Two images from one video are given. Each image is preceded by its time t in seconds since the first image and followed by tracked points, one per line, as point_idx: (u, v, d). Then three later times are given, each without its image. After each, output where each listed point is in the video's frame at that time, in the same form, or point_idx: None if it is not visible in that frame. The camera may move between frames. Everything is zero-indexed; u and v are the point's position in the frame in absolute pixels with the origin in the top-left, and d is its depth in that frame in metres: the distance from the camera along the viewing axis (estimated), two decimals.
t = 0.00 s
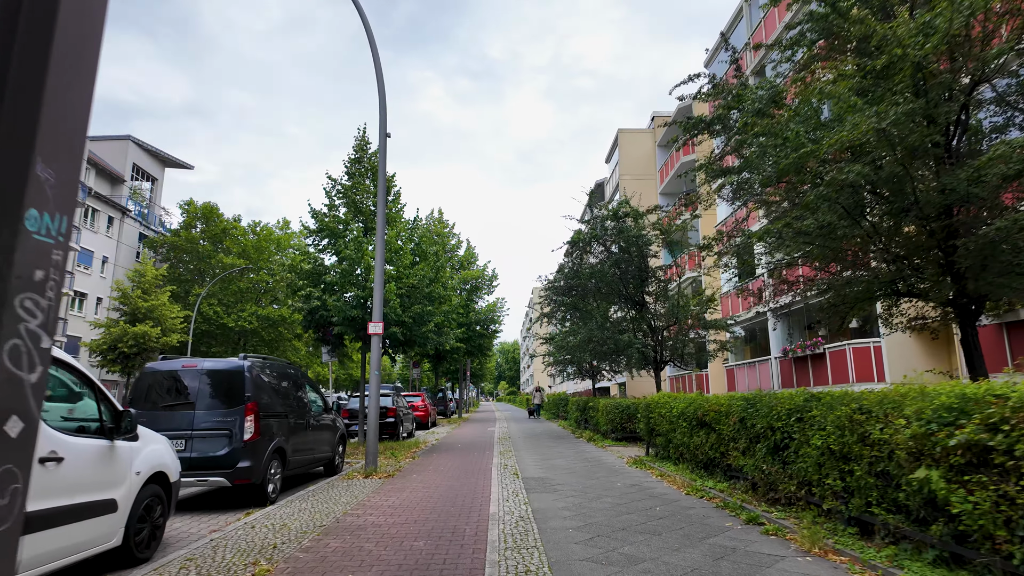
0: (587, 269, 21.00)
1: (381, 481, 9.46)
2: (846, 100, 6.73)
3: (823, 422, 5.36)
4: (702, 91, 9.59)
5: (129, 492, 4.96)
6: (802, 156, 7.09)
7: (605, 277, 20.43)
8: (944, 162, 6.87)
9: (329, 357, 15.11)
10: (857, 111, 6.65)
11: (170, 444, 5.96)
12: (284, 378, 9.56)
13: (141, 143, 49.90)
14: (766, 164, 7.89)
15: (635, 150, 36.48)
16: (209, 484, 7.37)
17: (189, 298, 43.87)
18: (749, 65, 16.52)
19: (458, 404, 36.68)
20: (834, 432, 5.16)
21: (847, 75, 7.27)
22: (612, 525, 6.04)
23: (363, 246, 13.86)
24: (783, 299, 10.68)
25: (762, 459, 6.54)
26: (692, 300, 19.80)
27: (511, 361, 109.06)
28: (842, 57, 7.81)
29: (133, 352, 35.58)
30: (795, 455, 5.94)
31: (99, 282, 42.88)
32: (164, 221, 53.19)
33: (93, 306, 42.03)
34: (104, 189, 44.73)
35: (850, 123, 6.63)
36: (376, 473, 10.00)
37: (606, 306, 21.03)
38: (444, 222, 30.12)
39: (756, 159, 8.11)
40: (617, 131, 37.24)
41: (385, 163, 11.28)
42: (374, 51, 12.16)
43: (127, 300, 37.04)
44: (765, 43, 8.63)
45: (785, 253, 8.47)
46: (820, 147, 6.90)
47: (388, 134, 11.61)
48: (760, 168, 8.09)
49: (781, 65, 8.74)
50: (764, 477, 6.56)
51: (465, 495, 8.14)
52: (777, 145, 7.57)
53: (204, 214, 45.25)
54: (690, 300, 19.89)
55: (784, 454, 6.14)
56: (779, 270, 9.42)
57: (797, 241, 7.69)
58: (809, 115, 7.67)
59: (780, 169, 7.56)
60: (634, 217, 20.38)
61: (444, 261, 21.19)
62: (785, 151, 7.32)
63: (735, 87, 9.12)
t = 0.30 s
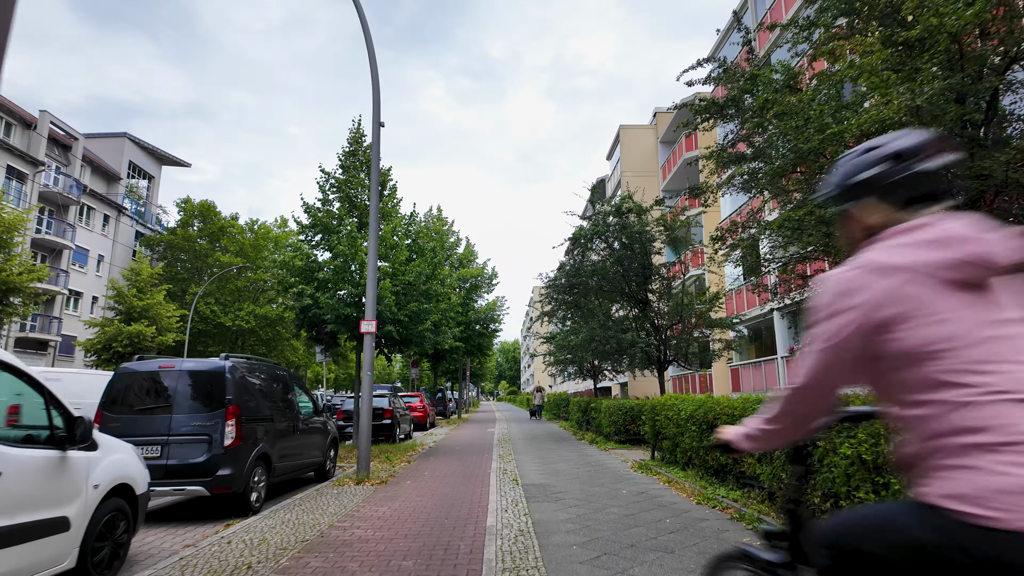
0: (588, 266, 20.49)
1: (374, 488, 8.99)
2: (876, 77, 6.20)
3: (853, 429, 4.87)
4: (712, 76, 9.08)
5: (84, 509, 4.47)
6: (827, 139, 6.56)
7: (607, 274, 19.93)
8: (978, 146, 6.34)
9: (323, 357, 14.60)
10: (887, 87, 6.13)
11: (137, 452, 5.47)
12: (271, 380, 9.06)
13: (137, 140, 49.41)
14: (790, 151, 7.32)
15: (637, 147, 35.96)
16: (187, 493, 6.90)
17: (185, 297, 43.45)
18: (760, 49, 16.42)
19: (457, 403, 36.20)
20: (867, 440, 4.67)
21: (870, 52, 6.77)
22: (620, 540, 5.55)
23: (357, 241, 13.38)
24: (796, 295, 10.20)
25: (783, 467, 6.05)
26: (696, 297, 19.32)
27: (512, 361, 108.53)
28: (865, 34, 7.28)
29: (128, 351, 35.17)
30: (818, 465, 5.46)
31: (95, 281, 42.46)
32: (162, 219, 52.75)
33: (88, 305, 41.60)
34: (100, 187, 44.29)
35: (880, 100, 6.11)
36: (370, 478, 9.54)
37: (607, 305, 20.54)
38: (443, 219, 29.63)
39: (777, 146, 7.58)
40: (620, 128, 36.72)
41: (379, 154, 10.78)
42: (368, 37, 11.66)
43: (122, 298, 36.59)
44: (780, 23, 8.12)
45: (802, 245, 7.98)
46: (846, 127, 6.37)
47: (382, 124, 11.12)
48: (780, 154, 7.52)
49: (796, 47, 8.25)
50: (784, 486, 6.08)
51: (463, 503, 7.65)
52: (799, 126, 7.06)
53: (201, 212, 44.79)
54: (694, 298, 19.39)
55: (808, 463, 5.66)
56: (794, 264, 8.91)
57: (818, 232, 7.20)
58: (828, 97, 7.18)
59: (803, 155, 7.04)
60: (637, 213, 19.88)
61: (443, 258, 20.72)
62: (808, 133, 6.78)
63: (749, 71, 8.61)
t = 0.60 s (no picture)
0: (589, 263, 20.05)
1: (367, 490, 8.53)
2: (909, 41, 5.82)
3: (887, 429, 4.42)
4: (720, 57, 8.65)
5: (34, 516, 4.01)
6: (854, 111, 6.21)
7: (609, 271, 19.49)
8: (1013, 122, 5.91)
9: (316, 355, 14.15)
10: (922, 54, 5.75)
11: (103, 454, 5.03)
12: (256, 377, 8.60)
13: (134, 138, 48.97)
14: (809, 128, 6.99)
15: (638, 142, 35.54)
16: (162, 497, 6.41)
17: (182, 295, 42.99)
18: (772, 28, 15.96)
19: (456, 403, 35.77)
20: (902, 439, 4.23)
21: (897, 20, 6.33)
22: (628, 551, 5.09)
23: (351, 234, 12.93)
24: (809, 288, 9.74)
25: (805, 471, 5.59)
26: (700, 294, 18.89)
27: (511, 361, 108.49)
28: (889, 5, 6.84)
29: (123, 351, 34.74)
30: (844, 468, 5.01)
31: (90, 279, 42.00)
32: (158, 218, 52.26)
33: (83, 304, 41.17)
34: (95, 185, 43.82)
35: (913, 69, 5.74)
36: (363, 481, 9.07)
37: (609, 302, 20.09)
38: (442, 216, 29.18)
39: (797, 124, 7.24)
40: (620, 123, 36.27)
41: (372, 141, 10.32)
42: (362, 21, 11.22)
43: (117, 297, 36.15)
44: None
45: (821, 234, 7.50)
46: (876, 98, 6.01)
47: (376, 111, 10.68)
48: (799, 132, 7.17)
49: (812, 24, 7.80)
50: (805, 491, 5.64)
51: (459, 508, 7.20)
52: (823, 99, 6.67)
53: (198, 210, 44.36)
54: (698, 295, 18.95)
55: (833, 466, 5.20)
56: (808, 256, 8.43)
57: (843, 215, 6.70)
58: (849, 72, 6.76)
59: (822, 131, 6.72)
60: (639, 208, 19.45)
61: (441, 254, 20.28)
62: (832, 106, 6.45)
63: (761, 50, 8.17)
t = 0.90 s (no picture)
0: (592, 260, 19.55)
1: (360, 498, 8.05)
2: (961, 4, 5.34)
3: (936, 438, 3.94)
4: (734, 38, 8.16)
5: None
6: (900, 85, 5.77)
7: (612, 268, 19.00)
8: None
9: (311, 355, 13.67)
10: (974, 19, 5.28)
11: (61, 465, 4.53)
12: (242, 379, 8.11)
13: (131, 135, 48.48)
14: (839, 109, 6.52)
15: (640, 140, 35.06)
16: (136, 509, 5.95)
17: (179, 294, 42.51)
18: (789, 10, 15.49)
19: (456, 402, 35.29)
20: (957, 452, 3.74)
21: None
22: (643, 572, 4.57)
23: (346, 229, 12.44)
24: (828, 284, 9.25)
25: (834, 482, 5.11)
26: (706, 293, 18.40)
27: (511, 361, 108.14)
28: None
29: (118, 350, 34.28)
30: (882, 480, 4.53)
31: (86, 278, 41.54)
32: (155, 216, 51.76)
33: (79, 303, 40.71)
34: (92, 183, 43.33)
35: (964, 38, 5.28)
36: (355, 488, 8.59)
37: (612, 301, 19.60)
38: (441, 214, 28.67)
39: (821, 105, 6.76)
40: (622, 120, 35.77)
41: (367, 130, 9.83)
42: (356, 5, 10.74)
43: (113, 295, 35.68)
44: None
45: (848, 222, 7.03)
46: (920, 71, 5.54)
47: (370, 99, 10.18)
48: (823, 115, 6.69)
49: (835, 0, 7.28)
50: (834, 504, 5.16)
51: (456, 518, 6.73)
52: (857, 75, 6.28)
53: (196, 208, 43.92)
54: (704, 293, 18.46)
55: (868, 478, 4.72)
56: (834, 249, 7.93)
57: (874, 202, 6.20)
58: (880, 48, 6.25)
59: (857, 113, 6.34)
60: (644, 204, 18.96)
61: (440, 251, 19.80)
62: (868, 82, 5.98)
63: (780, 30, 7.67)
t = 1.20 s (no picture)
0: (593, 255, 19.09)
1: (349, 500, 7.59)
2: None
3: (992, 434, 3.49)
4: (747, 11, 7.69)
5: None
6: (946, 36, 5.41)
7: (614, 263, 18.53)
8: None
9: (303, 351, 13.19)
10: None
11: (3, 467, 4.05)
12: (225, 373, 7.64)
13: (128, 132, 48.07)
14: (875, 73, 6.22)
15: (642, 135, 34.61)
16: (101, 513, 5.47)
17: (175, 292, 42.08)
18: None
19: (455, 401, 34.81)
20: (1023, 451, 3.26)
21: None
22: None
23: (338, 219, 11.95)
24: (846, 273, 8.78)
25: (863, 484, 4.63)
26: (711, 288, 17.92)
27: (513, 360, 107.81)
28: None
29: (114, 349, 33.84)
30: (922, 482, 4.05)
31: (82, 276, 41.12)
32: (152, 214, 51.33)
33: (75, 301, 40.28)
34: (88, 180, 42.91)
35: None
36: (346, 489, 8.13)
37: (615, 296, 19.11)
38: (440, 210, 28.19)
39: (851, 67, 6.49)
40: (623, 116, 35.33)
41: (359, 112, 9.35)
42: None
43: (108, 294, 35.26)
44: None
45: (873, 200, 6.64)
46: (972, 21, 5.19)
47: (362, 81, 9.70)
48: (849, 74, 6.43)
49: None
50: (864, 507, 4.69)
51: (450, 521, 6.26)
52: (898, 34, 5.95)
53: (193, 206, 43.62)
54: (709, 288, 17.98)
55: (903, 481, 4.24)
56: (856, 233, 7.46)
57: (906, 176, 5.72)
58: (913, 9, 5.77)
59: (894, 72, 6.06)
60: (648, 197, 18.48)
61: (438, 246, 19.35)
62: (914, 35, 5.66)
63: None
